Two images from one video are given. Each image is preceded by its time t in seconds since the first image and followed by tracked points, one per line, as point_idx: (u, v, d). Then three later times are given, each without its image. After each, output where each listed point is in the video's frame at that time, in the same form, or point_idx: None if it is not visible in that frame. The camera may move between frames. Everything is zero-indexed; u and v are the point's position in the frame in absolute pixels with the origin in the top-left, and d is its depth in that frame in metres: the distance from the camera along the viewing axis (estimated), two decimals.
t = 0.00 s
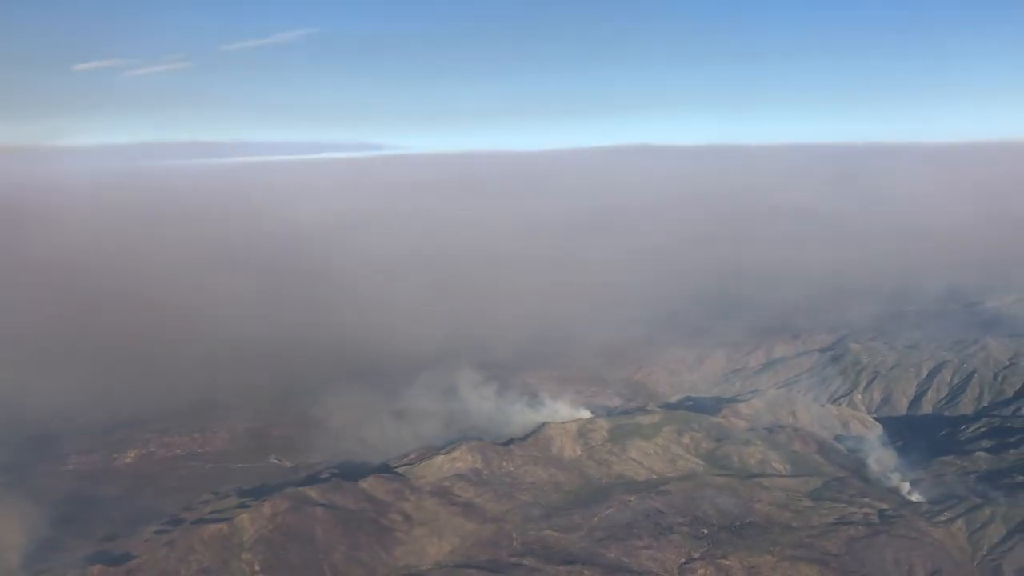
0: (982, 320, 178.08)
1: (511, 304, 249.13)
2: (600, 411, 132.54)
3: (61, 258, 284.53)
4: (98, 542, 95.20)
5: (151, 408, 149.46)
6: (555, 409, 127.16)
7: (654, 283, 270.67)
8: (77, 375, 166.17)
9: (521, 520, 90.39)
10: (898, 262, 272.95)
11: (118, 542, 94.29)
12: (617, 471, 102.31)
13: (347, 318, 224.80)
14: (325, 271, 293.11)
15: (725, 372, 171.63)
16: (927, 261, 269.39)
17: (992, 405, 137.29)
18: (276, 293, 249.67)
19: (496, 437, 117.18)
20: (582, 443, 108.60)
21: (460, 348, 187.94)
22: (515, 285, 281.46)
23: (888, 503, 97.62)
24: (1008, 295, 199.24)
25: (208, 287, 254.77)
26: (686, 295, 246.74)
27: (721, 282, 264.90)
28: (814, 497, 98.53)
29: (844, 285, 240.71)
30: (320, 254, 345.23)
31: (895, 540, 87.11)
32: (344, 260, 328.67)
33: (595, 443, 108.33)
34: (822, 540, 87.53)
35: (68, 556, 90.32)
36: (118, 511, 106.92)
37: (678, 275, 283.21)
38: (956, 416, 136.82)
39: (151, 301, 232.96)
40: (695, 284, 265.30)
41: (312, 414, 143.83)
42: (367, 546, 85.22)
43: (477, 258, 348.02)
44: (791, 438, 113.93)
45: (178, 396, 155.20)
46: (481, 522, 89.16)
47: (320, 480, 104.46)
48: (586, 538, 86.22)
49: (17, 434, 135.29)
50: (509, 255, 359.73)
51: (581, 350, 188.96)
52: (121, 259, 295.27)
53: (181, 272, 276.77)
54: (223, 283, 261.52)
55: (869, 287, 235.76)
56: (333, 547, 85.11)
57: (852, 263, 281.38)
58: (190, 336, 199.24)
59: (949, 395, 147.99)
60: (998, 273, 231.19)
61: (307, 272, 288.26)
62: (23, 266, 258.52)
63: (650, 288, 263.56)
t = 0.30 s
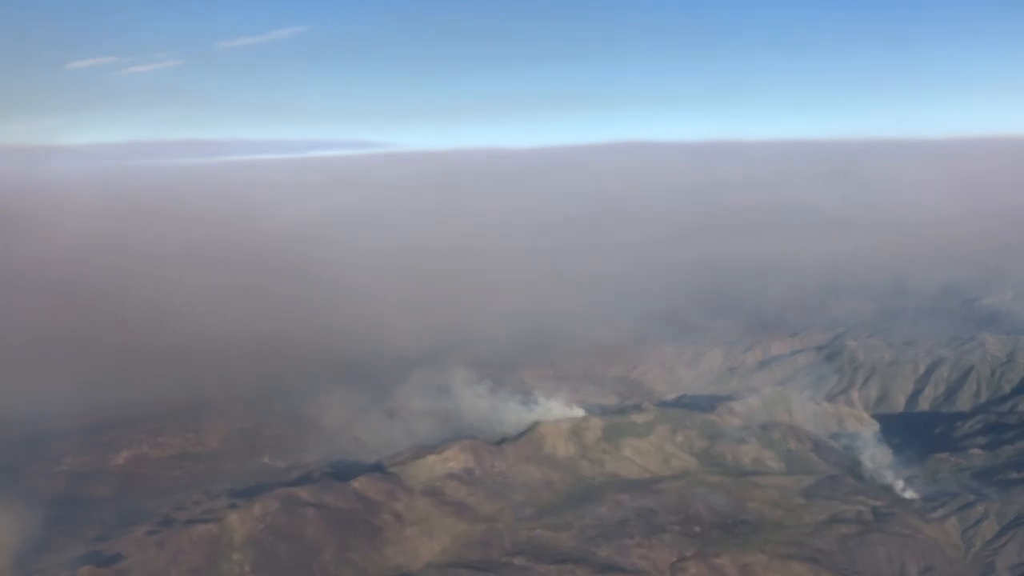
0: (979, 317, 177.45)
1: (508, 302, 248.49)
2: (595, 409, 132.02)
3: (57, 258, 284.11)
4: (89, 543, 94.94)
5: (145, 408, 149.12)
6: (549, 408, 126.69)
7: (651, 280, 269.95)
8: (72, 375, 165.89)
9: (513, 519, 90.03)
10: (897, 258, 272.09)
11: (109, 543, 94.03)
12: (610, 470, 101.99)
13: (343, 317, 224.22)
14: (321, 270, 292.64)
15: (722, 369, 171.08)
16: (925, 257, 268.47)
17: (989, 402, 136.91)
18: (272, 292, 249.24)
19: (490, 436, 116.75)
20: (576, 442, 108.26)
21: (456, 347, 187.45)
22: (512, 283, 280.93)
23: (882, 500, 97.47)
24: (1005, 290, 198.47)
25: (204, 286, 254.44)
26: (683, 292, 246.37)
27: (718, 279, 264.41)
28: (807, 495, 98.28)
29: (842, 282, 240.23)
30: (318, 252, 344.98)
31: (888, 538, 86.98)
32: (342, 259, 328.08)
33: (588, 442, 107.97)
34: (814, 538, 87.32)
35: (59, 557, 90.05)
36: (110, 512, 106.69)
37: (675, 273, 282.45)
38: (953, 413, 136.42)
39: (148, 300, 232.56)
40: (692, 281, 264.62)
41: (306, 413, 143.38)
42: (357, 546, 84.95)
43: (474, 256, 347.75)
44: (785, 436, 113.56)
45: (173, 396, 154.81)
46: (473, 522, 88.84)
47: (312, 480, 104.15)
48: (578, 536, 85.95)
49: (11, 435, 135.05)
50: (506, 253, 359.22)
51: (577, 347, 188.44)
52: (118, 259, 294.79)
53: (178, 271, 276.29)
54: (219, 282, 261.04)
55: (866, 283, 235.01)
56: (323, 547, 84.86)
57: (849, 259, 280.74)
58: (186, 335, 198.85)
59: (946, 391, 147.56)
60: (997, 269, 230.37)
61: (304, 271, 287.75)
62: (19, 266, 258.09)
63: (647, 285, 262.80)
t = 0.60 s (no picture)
0: (970, 311, 179.02)
1: (504, 298, 249.83)
2: (589, 403, 133.39)
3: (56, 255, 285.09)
4: (89, 536, 96.50)
5: (144, 403, 150.44)
6: (543, 402, 128.13)
7: (647, 276, 271.31)
8: (72, 372, 167.11)
9: (505, 511, 91.52)
10: (891, 253, 273.55)
11: (109, 536, 95.54)
12: (602, 461, 103.54)
13: (340, 313, 225.31)
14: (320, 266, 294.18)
15: (715, 364, 172.66)
16: (919, 251, 269.93)
17: (978, 395, 138.77)
18: (270, 289, 250.29)
19: (484, 429, 118.21)
20: (569, 434, 109.69)
21: (452, 342, 188.77)
22: (509, 279, 282.69)
23: (870, 491, 99.19)
24: (997, 285, 200.07)
25: (203, 282, 256.08)
26: (678, 287, 248.10)
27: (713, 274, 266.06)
28: (796, 486, 99.86)
29: (836, 276, 241.86)
30: (316, 249, 346.65)
31: (874, 527, 88.68)
32: (339, 255, 329.14)
33: (581, 434, 109.38)
34: (802, 528, 88.96)
35: (60, 549, 91.70)
36: (111, 505, 108.17)
37: (671, 268, 283.74)
38: (942, 406, 138.13)
39: (146, 297, 233.52)
40: (688, 276, 265.94)
41: (303, 407, 144.66)
42: (352, 537, 86.54)
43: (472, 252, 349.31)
44: (775, 428, 115.08)
45: (171, 392, 156.06)
46: (466, 513, 90.35)
47: (308, 472, 105.57)
48: (569, 526, 87.50)
49: (12, 430, 136.35)
50: (504, 249, 360.90)
51: (572, 342, 189.82)
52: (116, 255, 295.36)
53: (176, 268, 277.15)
54: (217, 279, 261.95)
55: (860, 278, 236.44)
56: (319, 539, 86.45)
57: (844, 254, 282.39)
58: (184, 331, 200.05)
59: (936, 384, 149.30)
60: (989, 263, 231.92)
61: (302, 268, 288.81)
62: (18, 263, 258.86)
63: (643, 281, 264.10)
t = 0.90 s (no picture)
0: (966, 305, 178.97)
1: (500, 292, 249.64)
2: (583, 397, 133.35)
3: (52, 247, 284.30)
4: (81, 528, 96.62)
5: (139, 396, 150.36)
6: (536, 395, 128.07)
7: (644, 270, 270.87)
8: (66, 365, 166.97)
9: (496, 504, 91.60)
10: (887, 247, 273.38)
11: (101, 529, 95.69)
12: (593, 455, 103.63)
13: (336, 307, 225.07)
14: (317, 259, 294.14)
15: (711, 357, 172.67)
16: (915, 245, 269.82)
17: (971, 388, 138.92)
18: (266, 283, 250.01)
19: (477, 423, 118.21)
20: (561, 428, 109.74)
21: (447, 336, 188.65)
22: (505, 273, 282.60)
23: (860, 485, 99.35)
24: (992, 279, 199.94)
25: (200, 275, 256.17)
26: (675, 281, 248.12)
27: (710, 268, 265.80)
28: (787, 480, 100.03)
29: (833, 271, 241.61)
30: (313, 243, 346.22)
31: (863, 521, 88.93)
32: (337, 249, 328.71)
33: (573, 428, 109.41)
34: (791, 522, 89.20)
35: (52, 542, 91.84)
36: (103, 498, 108.24)
37: (668, 262, 283.29)
38: (936, 399, 138.18)
39: (142, 290, 233.22)
40: (684, 270, 265.71)
41: (297, 401, 144.59)
42: (343, 531, 86.73)
43: (470, 246, 348.93)
44: (768, 422, 115.10)
45: (166, 385, 156.01)
46: (457, 506, 90.45)
47: (301, 466, 105.62)
48: (559, 520, 87.59)
49: (6, 423, 136.29)
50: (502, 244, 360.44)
51: (567, 337, 189.70)
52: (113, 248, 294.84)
53: (172, 261, 276.60)
54: (214, 273, 261.51)
55: (856, 272, 236.17)
56: (308, 532, 86.60)
57: (841, 248, 282.03)
58: (180, 325, 199.73)
59: (930, 378, 149.34)
60: (985, 257, 231.86)
61: (299, 262, 288.52)
62: (13, 255, 258.19)
63: (639, 275, 263.87)
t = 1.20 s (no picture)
0: (958, 300, 179.39)
1: (495, 286, 249.44)
2: (574, 390, 133.52)
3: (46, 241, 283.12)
4: (72, 521, 96.67)
5: (132, 389, 150.19)
6: (527, 389, 128.27)
7: (639, 264, 270.73)
8: (59, 358, 166.62)
9: (485, 497, 91.89)
10: (882, 241, 273.63)
11: (91, 521, 95.76)
12: (583, 448, 103.96)
13: (330, 300, 224.66)
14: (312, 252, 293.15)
15: (704, 352, 172.94)
16: (909, 240, 270.12)
17: (962, 383, 139.54)
18: (261, 276, 249.54)
19: (467, 416, 118.40)
20: (551, 422, 109.97)
21: (440, 330, 188.66)
22: (500, 267, 282.17)
23: (848, 478, 99.84)
24: (985, 274, 200.35)
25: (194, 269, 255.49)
26: (669, 275, 248.30)
27: (705, 262, 265.74)
28: (775, 473, 100.44)
29: (826, 265, 241.91)
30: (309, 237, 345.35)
31: (849, 514, 89.42)
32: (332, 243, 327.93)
33: (563, 421, 109.66)
34: (778, 515, 89.64)
35: (42, 534, 91.96)
36: (94, 491, 108.25)
37: (663, 256, 283.13)
38: (926, 394, 138.71)
39: (136, 284, 232.65)
40: (679, 264, 265.65)
41: (290, 395, 144.60)
42: (331, 523, 87.00)
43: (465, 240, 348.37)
44: (757, 415, 115.45)
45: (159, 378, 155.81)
46: (446, 499, 90.75)
47: (291, 459, 105.74)
48: (547, 513, 87.88)
49: None
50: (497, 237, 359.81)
51: (561, 330, 189.76)
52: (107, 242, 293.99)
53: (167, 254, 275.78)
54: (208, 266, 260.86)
55: (850, 266, 236.42)
56: (297, 524, 86.79)
57: (835, 243, 282.37)
58: (173, 318, 199.36)
59: (921, 372, 149.84)
60: (978, 252, 232.32)
61: (294, 256, 287.87)
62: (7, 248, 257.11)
63: (634, 269, 263.81)
